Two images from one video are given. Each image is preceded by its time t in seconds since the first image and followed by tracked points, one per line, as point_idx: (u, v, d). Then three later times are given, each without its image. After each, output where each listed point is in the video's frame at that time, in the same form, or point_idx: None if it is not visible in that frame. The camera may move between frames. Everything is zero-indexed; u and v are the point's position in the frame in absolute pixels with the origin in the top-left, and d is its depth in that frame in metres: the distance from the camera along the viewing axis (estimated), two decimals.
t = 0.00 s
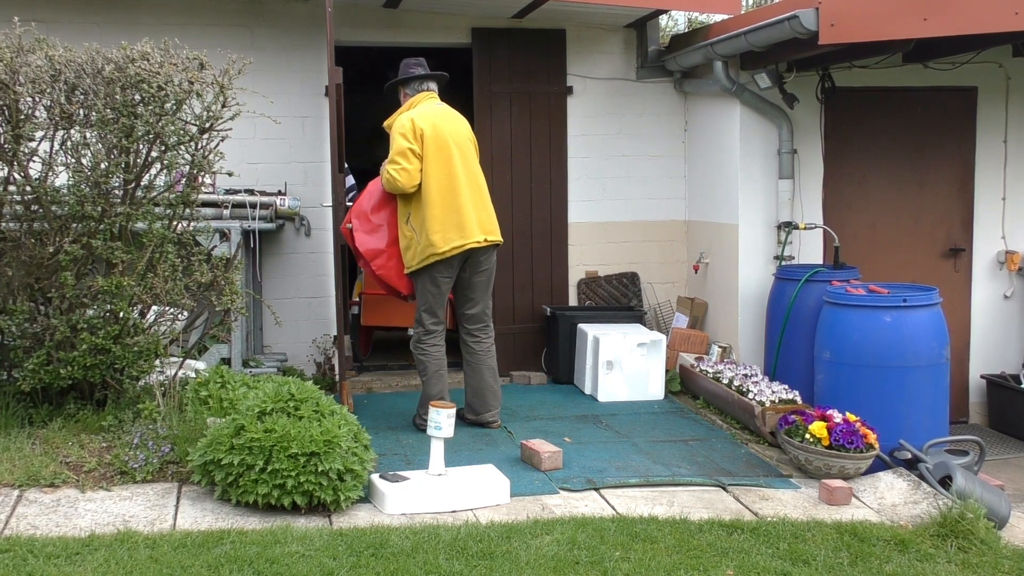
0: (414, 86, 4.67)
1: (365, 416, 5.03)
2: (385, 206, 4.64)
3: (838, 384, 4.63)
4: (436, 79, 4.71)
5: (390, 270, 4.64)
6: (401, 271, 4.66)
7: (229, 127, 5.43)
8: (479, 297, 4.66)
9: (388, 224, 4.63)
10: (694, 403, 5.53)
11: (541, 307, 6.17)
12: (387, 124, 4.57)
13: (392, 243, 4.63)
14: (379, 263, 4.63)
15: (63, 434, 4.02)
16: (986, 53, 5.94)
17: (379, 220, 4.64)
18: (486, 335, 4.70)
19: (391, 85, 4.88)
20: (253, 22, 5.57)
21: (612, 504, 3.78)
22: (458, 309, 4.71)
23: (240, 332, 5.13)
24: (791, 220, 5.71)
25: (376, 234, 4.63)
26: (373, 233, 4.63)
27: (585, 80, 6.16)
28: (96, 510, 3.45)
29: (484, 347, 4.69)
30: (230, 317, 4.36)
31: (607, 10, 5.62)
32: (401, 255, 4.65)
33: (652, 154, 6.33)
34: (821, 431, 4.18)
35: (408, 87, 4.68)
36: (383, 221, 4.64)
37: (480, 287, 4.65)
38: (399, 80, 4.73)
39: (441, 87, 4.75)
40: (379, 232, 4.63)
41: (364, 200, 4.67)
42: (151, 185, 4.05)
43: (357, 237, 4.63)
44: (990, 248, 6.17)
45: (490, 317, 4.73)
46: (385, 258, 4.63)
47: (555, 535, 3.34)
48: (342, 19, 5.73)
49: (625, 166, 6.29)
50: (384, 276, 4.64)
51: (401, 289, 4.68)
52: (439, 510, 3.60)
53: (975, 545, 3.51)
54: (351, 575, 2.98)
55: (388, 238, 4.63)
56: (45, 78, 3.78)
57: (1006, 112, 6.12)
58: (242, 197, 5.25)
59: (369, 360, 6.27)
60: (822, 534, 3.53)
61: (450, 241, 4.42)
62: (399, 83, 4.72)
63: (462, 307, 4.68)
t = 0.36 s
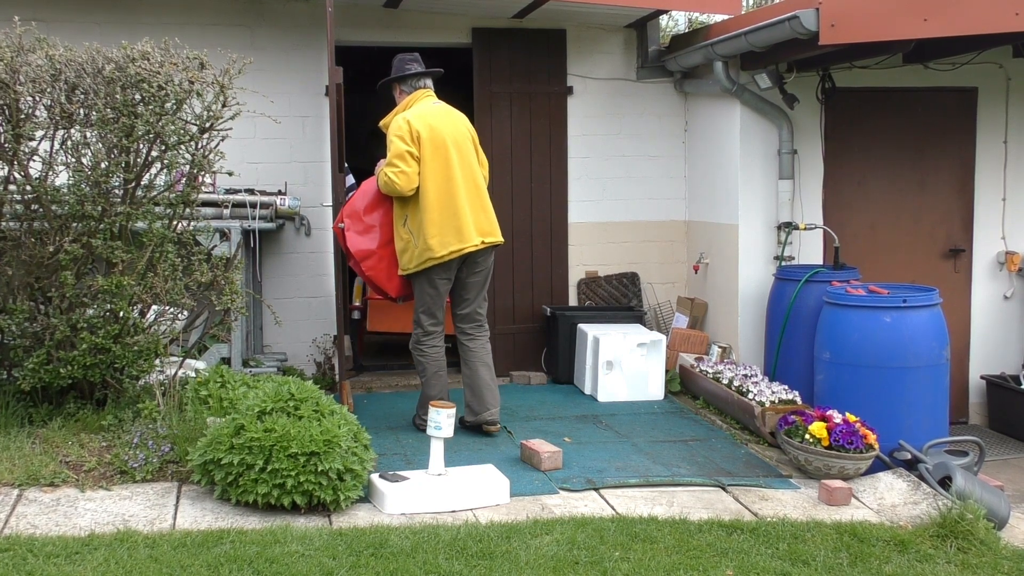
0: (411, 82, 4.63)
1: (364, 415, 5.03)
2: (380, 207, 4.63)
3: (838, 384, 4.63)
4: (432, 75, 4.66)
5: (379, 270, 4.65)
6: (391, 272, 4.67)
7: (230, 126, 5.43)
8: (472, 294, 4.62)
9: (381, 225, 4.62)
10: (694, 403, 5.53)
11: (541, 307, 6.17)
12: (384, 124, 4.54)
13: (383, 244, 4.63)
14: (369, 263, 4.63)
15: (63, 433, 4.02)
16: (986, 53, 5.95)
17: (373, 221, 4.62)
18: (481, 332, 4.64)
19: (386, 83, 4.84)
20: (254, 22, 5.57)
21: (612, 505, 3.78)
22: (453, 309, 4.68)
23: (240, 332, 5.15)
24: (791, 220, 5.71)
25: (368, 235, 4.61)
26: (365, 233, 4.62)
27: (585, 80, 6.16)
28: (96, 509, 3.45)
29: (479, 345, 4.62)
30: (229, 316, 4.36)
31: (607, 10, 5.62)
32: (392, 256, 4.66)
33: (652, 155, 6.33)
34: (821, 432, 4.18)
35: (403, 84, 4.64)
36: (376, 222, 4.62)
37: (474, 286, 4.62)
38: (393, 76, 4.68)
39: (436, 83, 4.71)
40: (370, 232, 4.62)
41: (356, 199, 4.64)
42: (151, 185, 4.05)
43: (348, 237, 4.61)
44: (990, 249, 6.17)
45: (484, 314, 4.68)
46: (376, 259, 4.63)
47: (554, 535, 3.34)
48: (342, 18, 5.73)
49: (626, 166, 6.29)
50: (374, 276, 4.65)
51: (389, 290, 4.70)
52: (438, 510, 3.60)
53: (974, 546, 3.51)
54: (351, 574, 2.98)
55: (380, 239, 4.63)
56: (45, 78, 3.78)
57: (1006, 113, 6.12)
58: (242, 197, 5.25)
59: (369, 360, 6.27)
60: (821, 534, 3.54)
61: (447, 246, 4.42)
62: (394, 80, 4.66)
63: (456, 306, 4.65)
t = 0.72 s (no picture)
0: (439, 81, 4.56)
1: (364, 415, 5.03)
2: (391, 206, 4.65)
3: (838, 385, 4.62)
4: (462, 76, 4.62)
5: (388, 270, 4.67)
6: (399, 272, 4.68)
7: (230, 126, 5.43)
8: (486, 303, 4.52)
9: (392, 225, 4.64)
10: (694, 403, 5.53)
11: (541, 307, 6.17)
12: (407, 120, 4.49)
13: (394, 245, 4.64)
14: (378, 262, 4.64)
15: (63, 433, 4.02)
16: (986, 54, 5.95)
17: (384, 220, 4.64)
18: (491, 343, 4.53)
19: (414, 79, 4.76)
20: (255, 22, 5.57)
21: (612, 505, 3.78)
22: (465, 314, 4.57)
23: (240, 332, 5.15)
24: (791, 220, 5.71)
25: (378, 234, 4.63)
26: (376, 233, 4.63)
27: (586, 80, 6.16)
28: (96, 509, 3.45)
29: (487, 356, 4.52)
30: (229, 316, 4.36)
31: (608, 10, 5.61)
32: (401, 257, 4.67)
33: (652, 155, 6.33)
34: (821, 432, 4.18)
35: (432, 83, 4.57)
36: (387, 221, 4.64)
37: (487, 295, 4.52)
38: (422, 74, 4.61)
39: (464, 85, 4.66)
40: (381, 232, 4.64)
41: (370, 198, 4.67)
42: (151, 185, 4.05)
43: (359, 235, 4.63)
44: (990, 249, 6.17)
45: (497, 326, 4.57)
46: (385, 258, 4.65)
47: (554, 535, 3.34)
48: (342, 18, 5.73)
49: (626, 166, 6.29)
50: (382, 275, 4.67)
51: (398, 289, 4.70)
52: (438, 510, 3.60)
53: (974, 546, 3.51)
54: (351, 574, 2.98)
55: (390, 239, 4.63)
56: (45, 77, 3.78)
57: (1006, 114, 6.12)
58: (242, 197, 5.25)
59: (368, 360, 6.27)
60: (821, 534, 3.54)
61: (456, 246, 4.32)
62: (423, 78, 4.59)
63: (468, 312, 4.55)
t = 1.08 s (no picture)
0: (463, 79, 4.50)
1: (364, 415, 5.03)
2: (401, 209, 4.65)
3: (838, 385, 4.62)
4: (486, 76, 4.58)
5: (409, 273, 4.61)
6: (420, 273, 4.63)
7: (230, 126, 5.44)
8: (502, 305, 4.47)
9: (405, 226, 4.62)
10: (693, 403, 5.53)
11: (541, 307, 6.17)
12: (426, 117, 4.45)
13: (410, 246, 4.61)
14: (397, 267, 4.60)
15: (63, 432, 4.02)
16: (986, 54, 5.95)
17: (397, 224, 4.62)
18: (502, 345, 4.51)
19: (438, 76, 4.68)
20: (255, 22, 5.57)
21: (612, 505, 3.78)
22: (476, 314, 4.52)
23: (240, 332, 5.19)
24: (791, 220, 5.71)
25: (392, 238, 4.60)
26: (389, 237, 4.61)
27: (586, 80, 6.16)
28: (96, 508, 3.45)
29: (497, 357, 4.51)
30: (229, 316, 4.36)
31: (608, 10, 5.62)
32: (419, 259, 4.62)
33: (652, 155, 6.33)
34: (821, 432, 4.18)
35: (456, 79, 4.51)
36: (400, 225, 4.62)
37: (502, 296, 4.46)
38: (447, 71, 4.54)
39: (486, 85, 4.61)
40: (395, 235, 4.61)
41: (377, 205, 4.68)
42: (152, 184, 4.05)
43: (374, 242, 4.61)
44: (991, 250, 6.16)
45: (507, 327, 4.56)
46: (403, 262, 4.60)
47: (553, 535, 3.34)
48: (343, 18, 5.73)
49: (626, 166, 6.29)
50: (405, 279, 4.61)
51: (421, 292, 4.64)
52: (438, 510, 3.60)
53: (973, 547, 3.51)
54: (350, 574, 2.98)
55: (405, 241, 4.61)
56: (45, 77, 3.78)
57: (1007, 114, 6.12)
58: (242, 197, 5.26)
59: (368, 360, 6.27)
60: (820, 535, 3.53)
61: (466, 241, 4.23)
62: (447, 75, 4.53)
63: (480, 312, 4.49)
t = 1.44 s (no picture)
0: (449, 80, 4.45)
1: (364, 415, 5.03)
2: (384, 210, 4.71)
3: (838, 385, 4.62)
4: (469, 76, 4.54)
5: (392, 274, 4.65)
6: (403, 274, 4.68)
7: (230, 125, 5.44)
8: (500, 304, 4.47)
9: (389, 227, 4.68)
10: (693, 403, 5.54)
11: (541, 307, 6.17)
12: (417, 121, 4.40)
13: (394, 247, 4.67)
14: (382, 267, 4.63)
15: (62, 432, 4.02)
16: (986, 54, 5.95)
17: (380, 224, 4.68)
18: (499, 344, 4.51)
19: (417, 80, 4.61)
20: (256, 21, 5.57)
21: (611, 505, 3.78)
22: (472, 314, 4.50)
23: (240, 333, 5.27)
24: (791, 221, 5.70)
25: (375, 239, 4.64)
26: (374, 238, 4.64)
27: (586, 80, 6.16)
28: (96, 508, 3.45)
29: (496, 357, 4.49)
30: (229, 316, 4.36)
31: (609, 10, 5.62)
32: (402, 259, 4.68)
33: (652, 155, 6.33)
34: (821, 432, 4.18)
35: (442, 81, 4.45)
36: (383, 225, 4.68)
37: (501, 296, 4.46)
38: (429, 74, 4.48)
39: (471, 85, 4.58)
40: (379, 236, 4.65)
41: (359, 206, 4.69)
42: (152, 184, 4.06)
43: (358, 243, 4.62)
44: (991, 250, 6.17)
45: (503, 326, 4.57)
46: (387, 262, 4.64)
47: (553, 535, 3.35)
48: (343, 18, 5.73)
49: (626, 165, 6.29)
50: (388, 280, 4.65)
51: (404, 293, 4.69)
52: (438, 510, 3.60)
53: (973, 547, 3.51)
54: (350, 574, 2.98)
55: (389, 242, 4.66)
56: (45, 76, 3.77)
57: (1007, 114, 6.12)
58: (242, 196, 5.26)
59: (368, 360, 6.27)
60: (820, 535, 3.53)
61: (481, 240, 4.23)
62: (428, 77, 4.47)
63: (478, 312, 4.47)
